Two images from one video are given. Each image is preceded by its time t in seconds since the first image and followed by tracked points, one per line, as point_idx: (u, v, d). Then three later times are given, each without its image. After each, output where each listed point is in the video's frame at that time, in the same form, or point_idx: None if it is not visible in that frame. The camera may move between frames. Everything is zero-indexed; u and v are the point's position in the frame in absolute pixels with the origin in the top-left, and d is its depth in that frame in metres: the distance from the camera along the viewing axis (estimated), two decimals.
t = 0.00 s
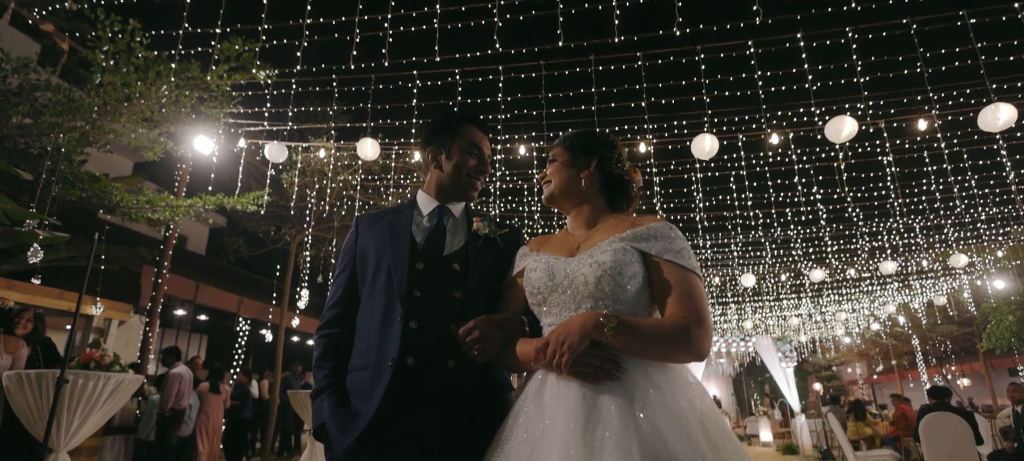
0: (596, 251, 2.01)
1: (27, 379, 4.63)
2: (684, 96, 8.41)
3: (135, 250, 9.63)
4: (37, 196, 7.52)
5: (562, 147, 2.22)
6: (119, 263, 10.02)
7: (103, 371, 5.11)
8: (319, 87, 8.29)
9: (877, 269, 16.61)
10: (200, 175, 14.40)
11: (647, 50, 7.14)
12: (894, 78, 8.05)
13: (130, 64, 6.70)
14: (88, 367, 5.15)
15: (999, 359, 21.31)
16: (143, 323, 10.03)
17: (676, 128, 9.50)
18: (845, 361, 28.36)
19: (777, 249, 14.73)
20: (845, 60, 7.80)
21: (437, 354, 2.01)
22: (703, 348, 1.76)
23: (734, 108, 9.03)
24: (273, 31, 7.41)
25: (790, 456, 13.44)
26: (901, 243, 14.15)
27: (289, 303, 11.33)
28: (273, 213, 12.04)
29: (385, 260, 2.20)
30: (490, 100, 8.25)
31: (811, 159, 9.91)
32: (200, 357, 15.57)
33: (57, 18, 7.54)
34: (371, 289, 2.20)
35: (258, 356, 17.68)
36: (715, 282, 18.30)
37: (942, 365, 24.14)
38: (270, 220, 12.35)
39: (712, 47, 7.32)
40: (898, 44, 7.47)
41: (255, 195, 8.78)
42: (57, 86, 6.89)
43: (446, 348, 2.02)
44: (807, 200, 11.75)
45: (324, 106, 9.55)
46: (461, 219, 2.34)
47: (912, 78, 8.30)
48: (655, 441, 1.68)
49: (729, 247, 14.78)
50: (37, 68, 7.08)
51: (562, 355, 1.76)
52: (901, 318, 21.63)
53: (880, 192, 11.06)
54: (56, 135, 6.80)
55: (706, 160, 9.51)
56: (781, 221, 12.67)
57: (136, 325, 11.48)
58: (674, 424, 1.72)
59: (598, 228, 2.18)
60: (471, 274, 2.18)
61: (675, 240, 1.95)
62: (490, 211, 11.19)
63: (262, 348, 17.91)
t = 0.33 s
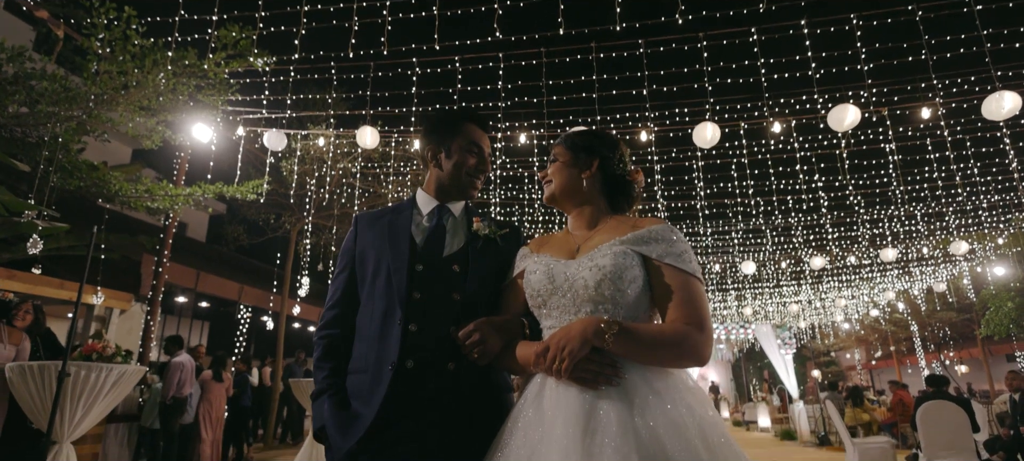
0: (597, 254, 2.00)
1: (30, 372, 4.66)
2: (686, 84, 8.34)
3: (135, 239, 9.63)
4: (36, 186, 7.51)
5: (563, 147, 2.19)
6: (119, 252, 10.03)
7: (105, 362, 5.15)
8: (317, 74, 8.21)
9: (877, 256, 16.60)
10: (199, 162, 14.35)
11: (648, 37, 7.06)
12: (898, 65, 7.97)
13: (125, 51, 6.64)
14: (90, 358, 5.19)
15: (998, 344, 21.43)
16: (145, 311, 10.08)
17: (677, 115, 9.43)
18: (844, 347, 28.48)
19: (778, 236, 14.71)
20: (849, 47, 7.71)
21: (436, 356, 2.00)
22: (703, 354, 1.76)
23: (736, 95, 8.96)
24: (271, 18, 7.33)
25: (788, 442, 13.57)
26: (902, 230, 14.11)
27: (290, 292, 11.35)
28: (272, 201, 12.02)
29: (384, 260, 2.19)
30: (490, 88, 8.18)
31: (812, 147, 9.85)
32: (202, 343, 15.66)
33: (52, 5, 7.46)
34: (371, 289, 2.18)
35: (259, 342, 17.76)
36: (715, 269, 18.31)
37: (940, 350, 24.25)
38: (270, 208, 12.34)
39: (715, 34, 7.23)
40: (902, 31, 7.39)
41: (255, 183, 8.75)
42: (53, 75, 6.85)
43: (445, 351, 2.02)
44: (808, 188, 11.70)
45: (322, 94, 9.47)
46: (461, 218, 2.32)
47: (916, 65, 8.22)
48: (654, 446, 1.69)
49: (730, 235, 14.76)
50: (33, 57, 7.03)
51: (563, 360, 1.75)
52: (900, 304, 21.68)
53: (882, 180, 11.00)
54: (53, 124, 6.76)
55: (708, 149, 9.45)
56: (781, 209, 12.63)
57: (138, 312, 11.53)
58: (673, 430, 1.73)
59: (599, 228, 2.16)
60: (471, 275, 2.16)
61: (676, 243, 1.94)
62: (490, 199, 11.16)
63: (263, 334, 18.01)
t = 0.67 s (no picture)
0: (596, 256, 1.97)
1: (32, 364, 4.67)
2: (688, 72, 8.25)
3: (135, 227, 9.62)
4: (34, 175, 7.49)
5: (563, 146, 2.16)
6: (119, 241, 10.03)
7: (106, 354, 5.18)
8: (315, 62, 8.12)
9: (878, 243, 16.56)
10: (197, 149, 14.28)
11: (649, 24, 6.97)
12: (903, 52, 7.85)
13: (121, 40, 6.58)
14: (92, 350, 5.21)
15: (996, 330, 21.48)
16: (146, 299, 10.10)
17: (679, 103, 9.35)
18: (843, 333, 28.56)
19: (779, 223, 14.66)
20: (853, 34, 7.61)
21: (436, 359, 1.99)
22: (701, 358, 1.75)
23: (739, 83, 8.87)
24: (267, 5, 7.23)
25: (786, 428, 13.69)
26: (903, 217, 14.05)
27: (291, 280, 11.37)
28: (272, 189, 11.97)
29: (383, 261, 2.17)
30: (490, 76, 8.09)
31: (815, 134, 9.77)
32: (204, 330, 15.74)
33: None
34: (370, 291, 2.17)
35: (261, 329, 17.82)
36: (716, 256, 18.29)
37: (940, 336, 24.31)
38: (270, 196, 12.30)
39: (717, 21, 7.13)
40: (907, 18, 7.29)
41: (254, 172, 8.72)
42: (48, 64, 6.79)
43: (445, 354, 2.01)
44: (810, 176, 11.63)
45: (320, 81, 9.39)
46: (461, 218, 2.29)
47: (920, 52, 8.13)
48: (652, 452, 1.68)
49: (731, 222, 14.72)
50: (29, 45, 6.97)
51: (560, 365, 1.74)
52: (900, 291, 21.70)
53: (884, 167, 10.92)
54: (49, 114, 6.72)
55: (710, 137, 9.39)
56: (782, 196, 12.57)
57: (139, 300, 11.56)
58: (670, 435, 1.72)
59: (600, 228, 2.14)
60: (470, 276, 2.14)
61: (676, 245, 1.92)
62: (491, 187, 11.12)
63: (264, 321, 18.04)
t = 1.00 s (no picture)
0: (595, 259, 1.96)
1: (34, 356, 4.69)
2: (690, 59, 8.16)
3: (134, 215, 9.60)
4: (32, 164, 7.45)
5: (563, 147, 2.13)
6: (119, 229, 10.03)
7: (108, 345, 5.21)
8: (314, 49, 8.03)
9: (879, 230, 16.52)
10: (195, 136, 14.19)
11: (651, 11, 6.86)
12: (909, 39, 7.74)
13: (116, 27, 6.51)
14: (93, 341, 5.24)
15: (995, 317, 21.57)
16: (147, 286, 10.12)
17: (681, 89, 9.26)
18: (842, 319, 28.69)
19: (781, 210, 14.61)
20: (858, 20, 7.51)
21: (435, 362, 1.99)
22: (700, 364, 1.74)
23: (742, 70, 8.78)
24: None
25: (784, 413, 13.80)
26: (904, 205, 14.00)
27: (291, 268, 11.37)
28: (271, 177, 11.92)
29: (382, 263, 2.16)
30: (490, 63, 8.00)
31: (818, 120, 9.68)
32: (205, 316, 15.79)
33: None
34: (370, 293, 2.15)
35: (261, 316, 17.89)
36: (716, 243, 18.27)
37: (939, 323, 24.41)
38: (270, 183, 12.26)
39: (721, 8, 7.02)
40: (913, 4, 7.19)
41: (253, 160, 8.68)
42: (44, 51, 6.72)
43: (445, 358, 2.00)
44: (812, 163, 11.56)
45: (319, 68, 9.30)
46: (460, 219, 2.27)
47: (926, 39, 8.02)
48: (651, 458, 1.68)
49: (732, 209, 14.67)
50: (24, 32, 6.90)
51: (559, 371, 1.72)
52: (900, 277, 21.71)
53: (887, 154, 10.83)
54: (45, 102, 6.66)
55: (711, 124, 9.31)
56: (784, 184, 12.51)
57: (140, 287, 11.59)
58: (668, 441, 1.72)
59: (599, 231, 2.12)
60: (469, 278, 2.13)
61: (676, 249, 1.90)
62: (491, 175, 11.07)
63: (265, 308, 18.12)
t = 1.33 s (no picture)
0: (594, 264, 1.94)
1: (36, 348, 4.72)
2: (692, 46, 8.07)
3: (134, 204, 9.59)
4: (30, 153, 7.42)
5: (562, 148, 2.11)
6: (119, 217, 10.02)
7: (109, 337, 5.24)
8: (311, 35, 7.95)
9: (880, 217, 16.49)
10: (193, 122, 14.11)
11: None
12: (913, 25, 7.64)
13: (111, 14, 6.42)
14: (95, 333, 5.27)
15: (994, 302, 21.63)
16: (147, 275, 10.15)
17: (683, 76, 9.19)
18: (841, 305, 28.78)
19: (782, 197, 14.56)
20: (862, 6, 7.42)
21: (435, 365, 2.00)
22: (699, 369, 1.74)
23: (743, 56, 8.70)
24: None
25: (782, 398, 13.89)
26: (905, 191, 13.95)
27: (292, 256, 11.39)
28: (271, 164, 11.88)
29: (382, 264, 2.15)
30: (489, 50, 7.91)
31: (820, 107, 9.62)
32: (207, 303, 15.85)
33: None
34: (369, 295, 2.15)
35: (263, 302, 17.96)
36: (716, 229, 18.25)
37: (938, 308, 24.49)
38: (269, 171, 12.22)
39: None
40: None
41: (252, 148, 8.63)
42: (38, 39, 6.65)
43: (444, 361, 2.01)
44: (814, 150, 11.49)
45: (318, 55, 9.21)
46: (459, 220, 2.26)
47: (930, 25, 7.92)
48: None
49: (733, 196, 14.63)
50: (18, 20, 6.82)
51: (558, 377, 1.73)
52: (900, 263, 21.72)
53: (889, 141, 10.75)
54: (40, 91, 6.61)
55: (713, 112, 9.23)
56: (785, 170, 12.46)
57: (141, 275, 11.61)
58: (668, 447, 1.73)
59: (598, 234, 2.11)
60: (468, 281, 2.12)
61: (675, 254, 1.88)
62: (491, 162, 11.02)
63: (266, 294, 18.18)
